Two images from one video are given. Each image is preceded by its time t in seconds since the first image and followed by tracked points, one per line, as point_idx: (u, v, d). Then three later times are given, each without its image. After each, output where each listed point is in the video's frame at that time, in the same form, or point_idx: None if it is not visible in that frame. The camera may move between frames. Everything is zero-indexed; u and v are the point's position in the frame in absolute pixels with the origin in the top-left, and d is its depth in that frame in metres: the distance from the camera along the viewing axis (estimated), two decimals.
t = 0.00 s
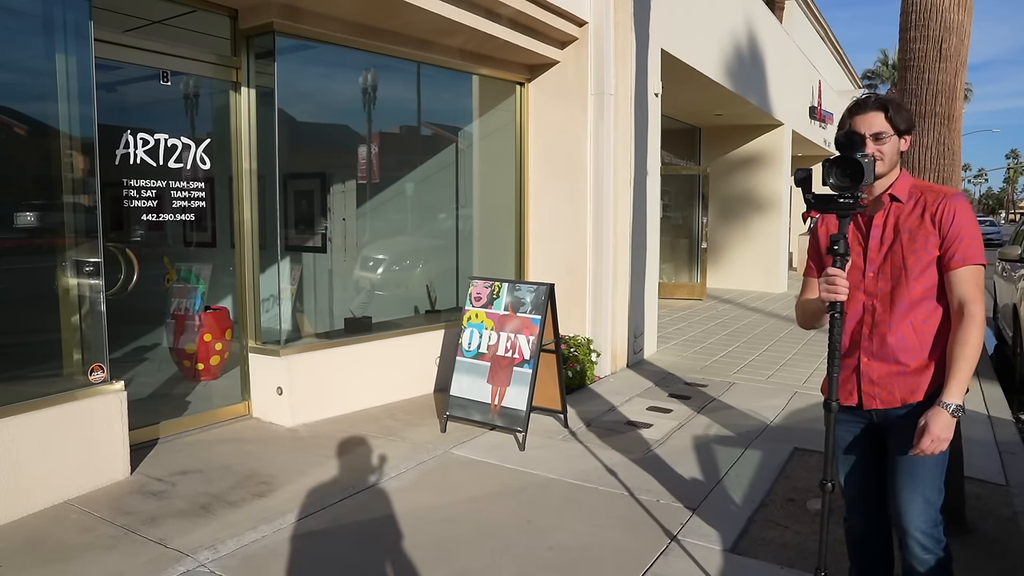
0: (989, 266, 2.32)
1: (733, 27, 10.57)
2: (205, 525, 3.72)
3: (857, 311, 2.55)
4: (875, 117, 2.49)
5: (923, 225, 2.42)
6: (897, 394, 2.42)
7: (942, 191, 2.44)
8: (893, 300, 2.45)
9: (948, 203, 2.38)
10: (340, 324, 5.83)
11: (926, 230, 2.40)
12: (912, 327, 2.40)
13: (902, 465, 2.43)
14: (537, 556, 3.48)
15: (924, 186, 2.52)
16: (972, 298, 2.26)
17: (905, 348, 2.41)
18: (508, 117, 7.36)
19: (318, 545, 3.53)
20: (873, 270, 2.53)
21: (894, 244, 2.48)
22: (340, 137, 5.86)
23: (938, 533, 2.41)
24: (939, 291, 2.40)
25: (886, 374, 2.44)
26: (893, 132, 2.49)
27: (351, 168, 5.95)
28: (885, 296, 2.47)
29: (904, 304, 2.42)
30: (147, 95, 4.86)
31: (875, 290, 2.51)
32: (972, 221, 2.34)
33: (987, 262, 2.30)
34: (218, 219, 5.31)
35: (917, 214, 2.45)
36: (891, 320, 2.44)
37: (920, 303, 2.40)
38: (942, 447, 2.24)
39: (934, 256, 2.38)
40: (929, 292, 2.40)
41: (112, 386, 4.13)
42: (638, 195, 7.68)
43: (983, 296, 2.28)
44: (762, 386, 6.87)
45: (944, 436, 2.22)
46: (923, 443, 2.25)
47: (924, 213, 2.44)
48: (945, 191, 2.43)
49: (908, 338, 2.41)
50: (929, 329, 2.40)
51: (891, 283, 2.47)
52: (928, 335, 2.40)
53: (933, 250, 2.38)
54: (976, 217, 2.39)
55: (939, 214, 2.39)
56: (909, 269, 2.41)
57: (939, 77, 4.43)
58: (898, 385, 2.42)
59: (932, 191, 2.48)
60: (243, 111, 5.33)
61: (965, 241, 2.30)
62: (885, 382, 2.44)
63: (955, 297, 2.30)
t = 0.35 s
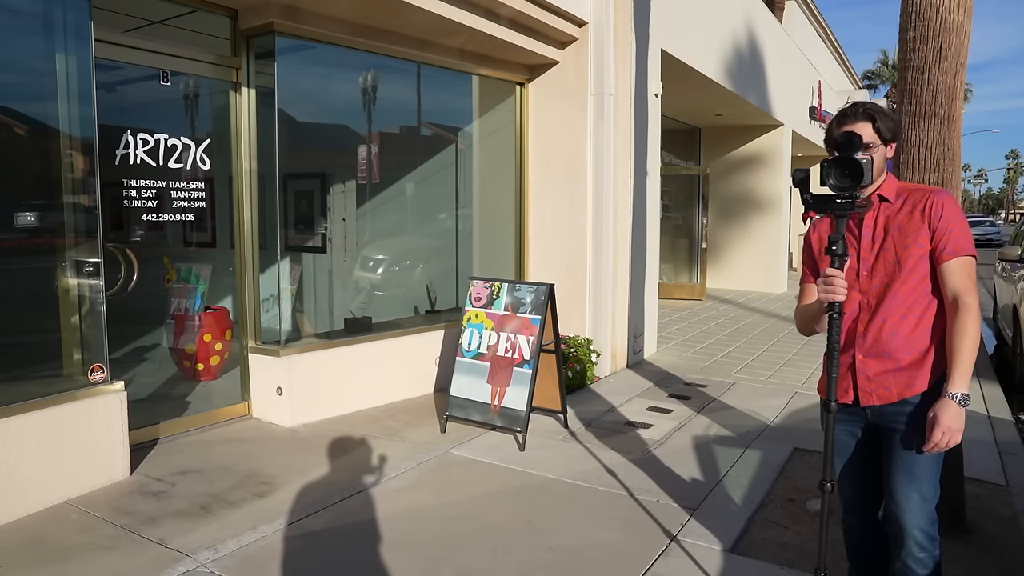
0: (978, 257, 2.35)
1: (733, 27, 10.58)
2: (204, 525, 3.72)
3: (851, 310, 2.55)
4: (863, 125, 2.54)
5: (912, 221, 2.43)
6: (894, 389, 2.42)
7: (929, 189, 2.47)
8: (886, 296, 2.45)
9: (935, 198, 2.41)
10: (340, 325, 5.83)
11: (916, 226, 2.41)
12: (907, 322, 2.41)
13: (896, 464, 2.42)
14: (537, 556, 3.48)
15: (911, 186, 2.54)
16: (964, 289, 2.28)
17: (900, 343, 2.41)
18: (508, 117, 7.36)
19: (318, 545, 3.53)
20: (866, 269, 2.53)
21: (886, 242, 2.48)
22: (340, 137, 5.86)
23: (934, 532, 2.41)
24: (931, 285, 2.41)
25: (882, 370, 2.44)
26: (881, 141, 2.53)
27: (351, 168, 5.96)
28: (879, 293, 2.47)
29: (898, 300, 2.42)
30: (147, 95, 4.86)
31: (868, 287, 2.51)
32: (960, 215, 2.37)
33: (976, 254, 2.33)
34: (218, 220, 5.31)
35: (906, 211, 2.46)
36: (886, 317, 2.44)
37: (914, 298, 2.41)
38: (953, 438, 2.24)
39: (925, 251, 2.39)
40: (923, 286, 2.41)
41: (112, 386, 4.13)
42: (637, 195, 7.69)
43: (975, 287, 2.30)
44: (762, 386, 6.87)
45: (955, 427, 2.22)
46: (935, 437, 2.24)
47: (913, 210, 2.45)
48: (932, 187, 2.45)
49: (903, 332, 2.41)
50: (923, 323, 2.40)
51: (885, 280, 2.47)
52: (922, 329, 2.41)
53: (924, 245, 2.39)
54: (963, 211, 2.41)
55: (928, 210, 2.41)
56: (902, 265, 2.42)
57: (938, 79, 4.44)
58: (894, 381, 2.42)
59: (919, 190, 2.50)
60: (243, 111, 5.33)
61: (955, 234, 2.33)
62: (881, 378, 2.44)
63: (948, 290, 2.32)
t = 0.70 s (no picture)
0: (972, 255, 2.36)
1: (733, 27, 10.58)
2: (204, 525, 3.72)
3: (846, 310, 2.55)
4: (856, 126, 2.54)
5: (906, 221, 2.43)
6: (890, 387, 2.41)
7: (921, 188, 2.47)
8: (881, 295, 2.45)
9: (928, 198, 2.42)
10: (340, 324, 5.83)
11: (910, 225, 2.42)
12: (902, 321, 2.41)
13: (895, 462, 2.42)
14: (537, 556, 3.47)
15: (904, 186, 2.54)
16: (960, 287, 2.29)
17: (896, 341, 2.42)
18: (508, 117, 7.36)
19: (318, 545, 3.53)
20: (860, 269, 2.52)
21: (879, 241, 2.48)
22: (340, 137, 5.86)
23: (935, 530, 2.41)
24: (925, 284, 2.41)
25: (878, 369, 2.44)
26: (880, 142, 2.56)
27: (351, 168, 5.96)
28: (874, 292, 2.47)
29: (893, 298, 2.42)
30: (147, 95, 4.86)
31: (862, 287, 2.51)
32: (953, 214, 2.38)
33: (971, 253, 2.34)
34: (218, 219, 5.31)
35: (899, 211, 2.46)
36: (881, 316, 2.44)
37: (909, 297, 2.41)
38: (957, 439, 2.27)
39: (919, 250, 2.40)
40: (918, 284, 2.41)
41: (112, 386, 4.13)
42: (638, 195, 7.69)
43: (970, 285, 2.31)
44: (762, 386, 6.87)
45: (959, 427, 2.25)
46: (940, 437, 2.27)
47: (906, 210, 2.45)
48: (925, 187, 2.45)
49: (899, 331, 2.42)
50: (919, 321, 2.41)
51: (879, 279, 2.46)
52: (917, 327, 2.41)
53: (918, 244, 2.39)
54: (956, 210, 2.42)
55: (921, 209, 2.41)
56: (897, 264, 2.42)
57: (939, 79, 4.44)
58: (890, 379, 2.42)
59: (912, 190, 2.50)
60: (243, 111, 5.33)
61: (949, 233, 2.34)
62: (878, 376, 2.44)
63: (944, 289, 2.32)
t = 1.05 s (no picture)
0: (971, 257, 2.37)
1: (733, 27, 10.57)
2: (204, 525, 3.72)
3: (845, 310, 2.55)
4: (869, 121, 2.55)
5: (908, 222, 2.43)
6: (889, 388, 2.41)
7: (923, 190, 2.48)
8: (881, 296, 2.45)
9: (930, 199, 2.42)
10: (340, 325, 5.83)
11: (912, 226, 2.42)
12: (901, 321, 2.41)
13: (893, 462, 2.43)
14: (536, 556, 3.47)
15: (906, 187, 2.54)
16: (960, 289, 2.29)
17: (895, 342, 2.42)
18: (508, 117, 7.36)
19: (318, 545, 3.53)
20: (860, 269, 2.52)
21: (881, 241, 2.48)
22: (340, 137, 5.86)
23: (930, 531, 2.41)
24: (925, 285, 2.42)
25: (877, 369, 2.44)
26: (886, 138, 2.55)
27: (352, 168, 5.96)
28: (874, 292, 2.47)
29: (893, 299, 2.42)
30: (147, 95, 4.86)
31: (862, 287, 2.51)
32: (955, 216, 2.38)
33: (971, 255, 2.35)
34: (218, 219, 5.31)
35: (901, 212, 2.47)
36: (881, 316, 2.44)
37: (909, 297, 2.41)
38: (951, 435, 2.24)
39: (921, 251, 2.40)
40: (918, 285, 2.41)
41: (112, 386, 4.13)
42: (638, 195, 7.69)
43: (969, 286, 2.32)
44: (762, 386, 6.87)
45: (955, 424, 2.23)
46: (936, 431, 2.25)
47: (908, 210, 2.45)
48: (927, 188, 2.46)
49: (898, 331, 2.42)
50: (918, 322, 2.41)
51: (880, 279, 2.46)
52: (917, 328, 2.41)
53: (919, 245, 2.40)
54: (957, 212, 2.43)
55: (924, 211, 2.41)
56: (898, 265, 2.42)
57: (938, 79, 4.44)
58: (889, 379, 2.42)
59: (913, 191, 2.50)
60: (243, 111, 5.33)
61: (951, 234, 2.34)
62: (877, 377, 2.44)
63: (944, 291, 2.33)
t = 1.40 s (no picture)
0: (974, 262, 2.37)
1: (733, 27, 10.57)
2: (204, 525, 3.72)
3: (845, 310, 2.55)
4: (878, 118, 2.51)
5: (913, 225, 2.43)
6: (889, 391, 2.41)
7: (929, 193, 2.47)
8: (883, 299, 2.45)
9: (937, 203, 2.41)
10: (340, 325, 5.83)
11: (916, 229, 2.42)
12: (902, 324, 2.41)
13: (889, 463, 2.43)
14: (536, 556, 3.47)
15: (911, 189, 2.53)
16: (964, 296, 2.30)
17: (896, 345, 2.42)
18: (508, 117, 7.36)
19: (318, 545, 3.53)
20: (863, 270, 2.52)
21: (884, 244, 2.47)
22: (340, 137, 5.86)
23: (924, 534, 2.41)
24: (927, 289, 2.42)
25: (876, 371, 2.44)
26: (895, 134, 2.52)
27: (351, 168, 5.96)
28: (876, 294, 2.47)
29: (895, 302, 2.42)
30: (147, 95, 4.86)
31: (864, 289, 2.50)
32: (960, 221, 2.38)
33: (974, 260, 2.35)
34: (218, 219, 5.31)
35: (906, 214, 2.46)
36: (882, 319, 2.44)
37: (911, 301, 2.41)
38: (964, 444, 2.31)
39: (924, 255, 2.40)
40: (920, 289, 2.41)
41: (112, 386, 4.13)
42: (638, 195, 7.69)
43: (972, 293, 2.33)
44: (762, 386, 6.87)
45: (965, 433, 2.29)
46: (947, 442, 2.32)
47: (914, 213, 2.45)
48: (933, 192, 2.45)
49: (899, 335, 2.41)
50: (918, 326, 2.41)
51: (882, 282, 2.46)
52: (918, 332, 2.41)
53: (923, 249, 2.40)
54: (962, 216, 2.43)
55: (929, 214, 2.41)
56: (901, 268, 2.42)
57: (938, 80, 4.44)
58: (888, 382, 2.42)
59: (919, 194, 2.50)
60: (243, 111, 5.33)
61: (956, 240, 2.34)
62: (876, 379, 2.44)
63: (947, 297, 2.33)
